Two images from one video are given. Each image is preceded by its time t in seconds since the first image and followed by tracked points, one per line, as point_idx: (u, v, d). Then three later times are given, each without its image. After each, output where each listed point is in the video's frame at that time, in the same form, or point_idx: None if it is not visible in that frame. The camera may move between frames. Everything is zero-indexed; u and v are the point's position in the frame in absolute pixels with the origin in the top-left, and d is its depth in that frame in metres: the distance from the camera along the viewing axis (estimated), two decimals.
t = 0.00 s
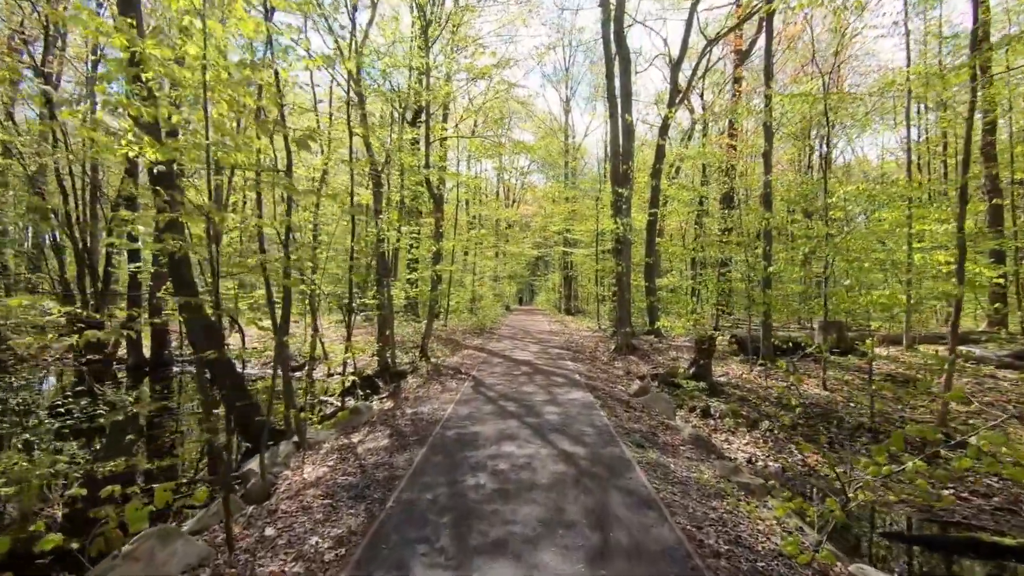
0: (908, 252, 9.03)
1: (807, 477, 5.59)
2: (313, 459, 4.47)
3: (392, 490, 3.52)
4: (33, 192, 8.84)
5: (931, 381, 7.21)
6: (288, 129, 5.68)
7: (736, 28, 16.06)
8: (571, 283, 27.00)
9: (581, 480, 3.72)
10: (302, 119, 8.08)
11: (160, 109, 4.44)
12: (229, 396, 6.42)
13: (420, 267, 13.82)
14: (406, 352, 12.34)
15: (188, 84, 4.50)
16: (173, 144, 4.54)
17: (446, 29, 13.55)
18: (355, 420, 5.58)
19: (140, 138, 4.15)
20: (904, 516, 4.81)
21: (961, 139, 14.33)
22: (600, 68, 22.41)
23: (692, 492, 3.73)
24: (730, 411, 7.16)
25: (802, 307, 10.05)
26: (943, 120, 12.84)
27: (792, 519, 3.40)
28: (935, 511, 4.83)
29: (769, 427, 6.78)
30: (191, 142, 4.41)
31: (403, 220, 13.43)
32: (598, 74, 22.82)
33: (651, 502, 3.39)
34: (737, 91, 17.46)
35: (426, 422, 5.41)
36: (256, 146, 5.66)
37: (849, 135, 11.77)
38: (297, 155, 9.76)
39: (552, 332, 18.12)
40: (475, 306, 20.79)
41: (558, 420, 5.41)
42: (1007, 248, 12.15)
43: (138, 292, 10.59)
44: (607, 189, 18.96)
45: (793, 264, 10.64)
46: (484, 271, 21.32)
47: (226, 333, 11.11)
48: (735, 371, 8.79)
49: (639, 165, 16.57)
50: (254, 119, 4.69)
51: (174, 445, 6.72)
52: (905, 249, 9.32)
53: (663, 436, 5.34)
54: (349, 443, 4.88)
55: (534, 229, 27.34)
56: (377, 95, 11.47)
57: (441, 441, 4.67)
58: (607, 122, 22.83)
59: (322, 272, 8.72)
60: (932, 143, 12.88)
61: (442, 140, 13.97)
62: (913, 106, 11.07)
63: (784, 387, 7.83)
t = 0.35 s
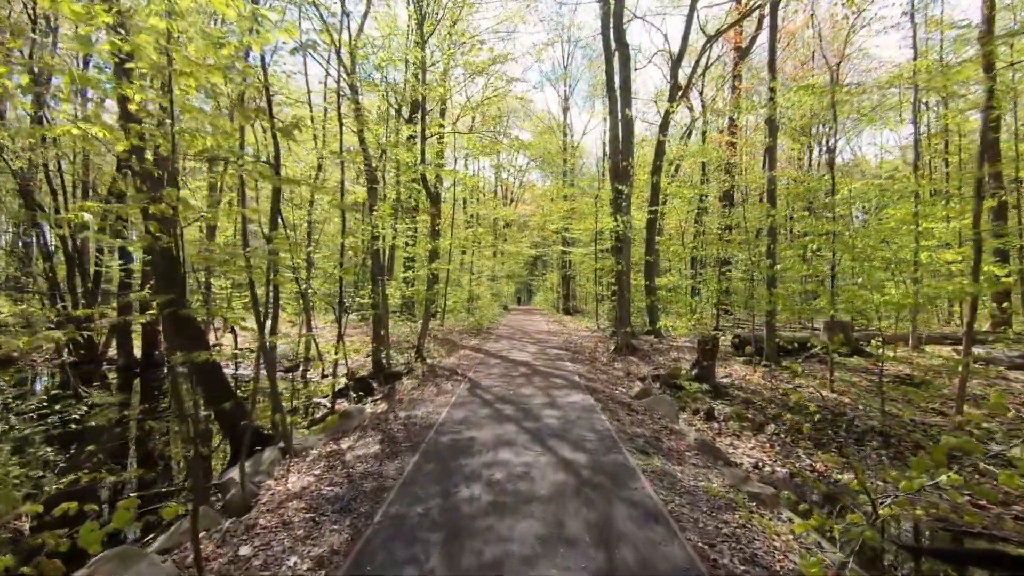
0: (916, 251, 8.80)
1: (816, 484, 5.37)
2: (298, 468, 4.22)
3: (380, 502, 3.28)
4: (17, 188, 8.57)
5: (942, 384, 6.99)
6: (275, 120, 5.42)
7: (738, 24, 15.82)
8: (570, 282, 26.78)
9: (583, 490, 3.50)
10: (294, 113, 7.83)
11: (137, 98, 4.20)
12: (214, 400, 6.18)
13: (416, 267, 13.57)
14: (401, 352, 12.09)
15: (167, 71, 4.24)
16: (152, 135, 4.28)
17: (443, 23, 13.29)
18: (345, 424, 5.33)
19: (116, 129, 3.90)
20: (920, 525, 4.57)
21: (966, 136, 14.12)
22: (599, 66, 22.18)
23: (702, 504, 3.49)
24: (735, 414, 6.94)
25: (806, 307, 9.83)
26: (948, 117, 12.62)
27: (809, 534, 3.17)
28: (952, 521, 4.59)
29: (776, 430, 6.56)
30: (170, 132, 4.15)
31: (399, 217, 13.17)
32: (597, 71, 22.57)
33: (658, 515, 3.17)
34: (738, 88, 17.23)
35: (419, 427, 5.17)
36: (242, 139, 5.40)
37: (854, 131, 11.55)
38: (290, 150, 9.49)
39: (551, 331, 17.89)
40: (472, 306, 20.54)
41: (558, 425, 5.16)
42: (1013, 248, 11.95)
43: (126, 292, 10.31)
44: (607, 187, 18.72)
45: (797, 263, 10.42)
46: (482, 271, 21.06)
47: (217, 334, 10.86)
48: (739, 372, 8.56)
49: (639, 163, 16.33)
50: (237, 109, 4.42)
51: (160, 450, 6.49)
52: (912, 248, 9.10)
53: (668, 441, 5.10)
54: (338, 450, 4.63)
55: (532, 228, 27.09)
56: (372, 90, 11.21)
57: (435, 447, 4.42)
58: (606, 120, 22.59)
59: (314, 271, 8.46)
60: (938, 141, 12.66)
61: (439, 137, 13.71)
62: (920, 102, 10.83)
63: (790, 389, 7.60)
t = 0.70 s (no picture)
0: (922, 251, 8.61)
1: (826, 494, 5.18)
2: (284, 478, 4.01)
3: (368, 520, 3.07)
4: None
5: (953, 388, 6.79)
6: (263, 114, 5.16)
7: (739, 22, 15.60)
8: (568, 282, 26.59)
9: (586, 506, 3.29)
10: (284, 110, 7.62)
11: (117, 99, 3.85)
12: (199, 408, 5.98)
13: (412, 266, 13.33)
14: (397, 354, 11.85)
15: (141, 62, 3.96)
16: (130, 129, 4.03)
17: (439, 18, 13.03)
18: (336, 431, 5.11)
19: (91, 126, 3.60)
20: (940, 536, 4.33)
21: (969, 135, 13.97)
22: (598, 64, 21.96)
23: (712, 521, 3.29)
24: (740, 418, 6.74)
25: (810, 308, 9.63)
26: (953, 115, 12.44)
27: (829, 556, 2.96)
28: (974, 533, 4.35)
29: (782, 436, 6.37)
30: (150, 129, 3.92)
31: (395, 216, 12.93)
32: (596, 69, 22.36)
33: (667, 536, 2.96)
34: (737, 86, 17.04)
35: (413, 434, 4.95)
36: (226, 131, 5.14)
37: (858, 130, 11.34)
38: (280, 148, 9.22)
39: (549, 332, 17.67)
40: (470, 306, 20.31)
41: (557, 432, 4.95)
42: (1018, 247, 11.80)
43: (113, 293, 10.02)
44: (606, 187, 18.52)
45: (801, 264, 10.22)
46: (480, 270, 20.82)
47: (209, 336, 10.62)
48: (742, 375, 8.36)
49: (638, 162, 16.12)
50: (222, 104, 4.17)
51: (146, 456, 6.29)
52: (918, 248, 8.91)
53: (672, 449, 4.90)
54: (327, 460, 4.40)
55: (530, 227, 26.86)
56: (368, 86, 10.96)
57: (429, 457, 4.21)
58: (604, 118, 22.38)
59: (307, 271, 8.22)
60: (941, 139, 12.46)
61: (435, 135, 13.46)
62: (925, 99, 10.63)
63: (796, 393, 7.40)
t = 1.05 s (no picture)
0: (931, 249, 8.38)
1: (837, 501, 4.95)
2: (264, 489, 3.76)
3: (349, 537, 2.83)
4: None
5: (963, 390, 6.58)
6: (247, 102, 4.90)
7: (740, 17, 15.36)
8: (566, 281, 26.37)
9: (586, 520, 3.04)
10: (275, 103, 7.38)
11: (100, 92, 3.58)
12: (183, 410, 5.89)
13: (408, 266, 13.08)
14: (392, 354, 11.60)
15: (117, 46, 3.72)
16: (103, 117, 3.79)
17: (435, 12, 12.77)
18: (323, 436, 4.87)
19: (64, 115, 3.38)
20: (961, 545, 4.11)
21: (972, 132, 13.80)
22: (597, 61, 21.74)
23: (722, 536, 3.06)
24: (745, 421, 6.51)
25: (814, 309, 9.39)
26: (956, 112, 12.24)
27: None
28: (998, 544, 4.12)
29: (788, 439, 6.14)
30: (124, 116, 3.68)
31: (390, 215, 12.68)
32: (595, 67, 22.13)
33: (674, 554, 2.72)
34: (738, 83, 16.81)
35: (403, 439, 4.70)
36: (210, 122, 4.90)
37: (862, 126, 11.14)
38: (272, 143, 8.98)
39: (547, 332, 17.41)
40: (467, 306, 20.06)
41: (555, 437, 4.71)
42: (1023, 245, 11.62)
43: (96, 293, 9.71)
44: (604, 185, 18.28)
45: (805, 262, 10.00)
46: (478, 270, 20.56)
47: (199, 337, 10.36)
48: (745, 376, 8.13)
49: (638, 160, 15.88)
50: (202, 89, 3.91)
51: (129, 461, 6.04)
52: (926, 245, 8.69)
53: (675, 454, 4.67)
54: (311, 467, 4.16)
55: (528, 226, 26.61)
56: (362, 83, 10.70)
57: (419, 464, 3.97)
58: (602, 116, 22.14)
59: (297, 269, 7.97)
60: (947, 135, 12.23)
61: (431, 132, 13.20)
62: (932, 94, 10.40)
63: (802, 395, 7.17)
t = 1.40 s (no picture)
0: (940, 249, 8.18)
1: (848, 511, 4.75)
2: (244, 502, 3.55)
3: (330, 560, 2.63)
4: None
5: (975, 393, 6.39)
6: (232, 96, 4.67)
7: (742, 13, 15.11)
8: (565, 281, 26.16)
9: (587, 541, 2.84)
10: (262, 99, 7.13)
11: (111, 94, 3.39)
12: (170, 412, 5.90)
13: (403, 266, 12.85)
14: (388, 356, 11.38)
15: (88, 31, 3.49)
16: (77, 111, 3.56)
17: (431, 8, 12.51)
18: (310, 444, 4.65)
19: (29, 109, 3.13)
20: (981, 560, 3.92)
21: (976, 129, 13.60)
22: (596, 59, 21.49)
23: (734, 556, 2.86)
24: (750, 426, 6.31)
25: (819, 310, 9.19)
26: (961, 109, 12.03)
27: None
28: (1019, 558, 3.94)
29: (796, 446, 5.93)
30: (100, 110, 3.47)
31: (385, 214, 12.45)
32: (594, 65, 21.88)
33: None
34: (738, 81, 16.59)
35: (395, 447, 4.49)
36: (193, 117, 4.67)
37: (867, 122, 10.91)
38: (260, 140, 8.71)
39: (545, 332, 17.18)
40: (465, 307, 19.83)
41: (554, 445, 4.49)
42: None
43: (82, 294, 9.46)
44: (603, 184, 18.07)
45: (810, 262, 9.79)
46: (476, 269, 20.33)
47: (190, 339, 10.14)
48: (749, 379, 7.92)
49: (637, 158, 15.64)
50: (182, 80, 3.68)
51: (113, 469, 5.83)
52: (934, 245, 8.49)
53: (679, 463, 4.46)
54: (296, 479, 3.94)
55: (526, 226, 26.38)
56: (356, 78, 10.45)
57: (409, 476, 3.75)
58: (601, 114, 21.91)
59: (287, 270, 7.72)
60: (952, 133, 12.02)
61: (427, 130, 12.97)
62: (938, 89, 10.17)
63: (808, 398, 6.96)
